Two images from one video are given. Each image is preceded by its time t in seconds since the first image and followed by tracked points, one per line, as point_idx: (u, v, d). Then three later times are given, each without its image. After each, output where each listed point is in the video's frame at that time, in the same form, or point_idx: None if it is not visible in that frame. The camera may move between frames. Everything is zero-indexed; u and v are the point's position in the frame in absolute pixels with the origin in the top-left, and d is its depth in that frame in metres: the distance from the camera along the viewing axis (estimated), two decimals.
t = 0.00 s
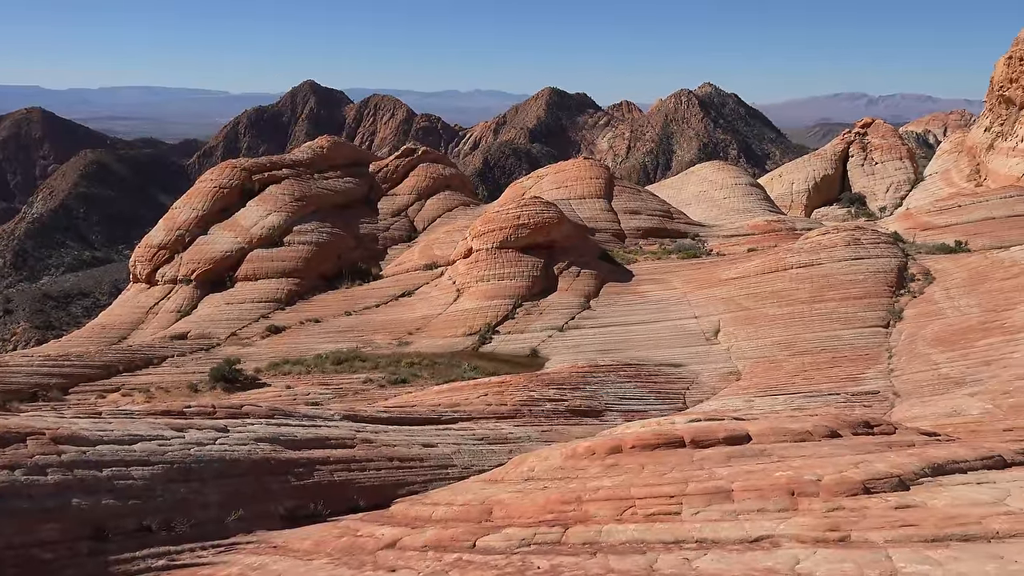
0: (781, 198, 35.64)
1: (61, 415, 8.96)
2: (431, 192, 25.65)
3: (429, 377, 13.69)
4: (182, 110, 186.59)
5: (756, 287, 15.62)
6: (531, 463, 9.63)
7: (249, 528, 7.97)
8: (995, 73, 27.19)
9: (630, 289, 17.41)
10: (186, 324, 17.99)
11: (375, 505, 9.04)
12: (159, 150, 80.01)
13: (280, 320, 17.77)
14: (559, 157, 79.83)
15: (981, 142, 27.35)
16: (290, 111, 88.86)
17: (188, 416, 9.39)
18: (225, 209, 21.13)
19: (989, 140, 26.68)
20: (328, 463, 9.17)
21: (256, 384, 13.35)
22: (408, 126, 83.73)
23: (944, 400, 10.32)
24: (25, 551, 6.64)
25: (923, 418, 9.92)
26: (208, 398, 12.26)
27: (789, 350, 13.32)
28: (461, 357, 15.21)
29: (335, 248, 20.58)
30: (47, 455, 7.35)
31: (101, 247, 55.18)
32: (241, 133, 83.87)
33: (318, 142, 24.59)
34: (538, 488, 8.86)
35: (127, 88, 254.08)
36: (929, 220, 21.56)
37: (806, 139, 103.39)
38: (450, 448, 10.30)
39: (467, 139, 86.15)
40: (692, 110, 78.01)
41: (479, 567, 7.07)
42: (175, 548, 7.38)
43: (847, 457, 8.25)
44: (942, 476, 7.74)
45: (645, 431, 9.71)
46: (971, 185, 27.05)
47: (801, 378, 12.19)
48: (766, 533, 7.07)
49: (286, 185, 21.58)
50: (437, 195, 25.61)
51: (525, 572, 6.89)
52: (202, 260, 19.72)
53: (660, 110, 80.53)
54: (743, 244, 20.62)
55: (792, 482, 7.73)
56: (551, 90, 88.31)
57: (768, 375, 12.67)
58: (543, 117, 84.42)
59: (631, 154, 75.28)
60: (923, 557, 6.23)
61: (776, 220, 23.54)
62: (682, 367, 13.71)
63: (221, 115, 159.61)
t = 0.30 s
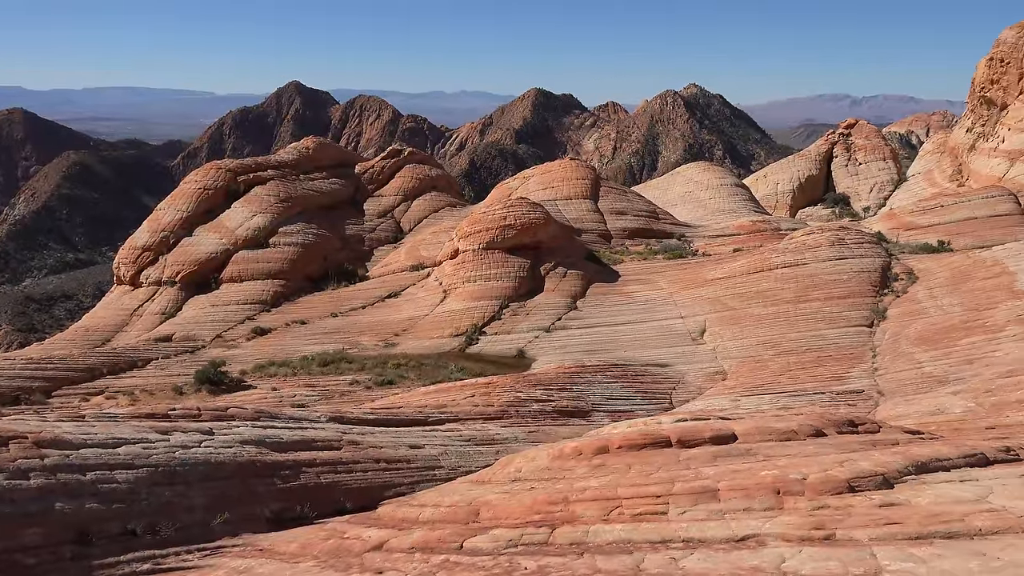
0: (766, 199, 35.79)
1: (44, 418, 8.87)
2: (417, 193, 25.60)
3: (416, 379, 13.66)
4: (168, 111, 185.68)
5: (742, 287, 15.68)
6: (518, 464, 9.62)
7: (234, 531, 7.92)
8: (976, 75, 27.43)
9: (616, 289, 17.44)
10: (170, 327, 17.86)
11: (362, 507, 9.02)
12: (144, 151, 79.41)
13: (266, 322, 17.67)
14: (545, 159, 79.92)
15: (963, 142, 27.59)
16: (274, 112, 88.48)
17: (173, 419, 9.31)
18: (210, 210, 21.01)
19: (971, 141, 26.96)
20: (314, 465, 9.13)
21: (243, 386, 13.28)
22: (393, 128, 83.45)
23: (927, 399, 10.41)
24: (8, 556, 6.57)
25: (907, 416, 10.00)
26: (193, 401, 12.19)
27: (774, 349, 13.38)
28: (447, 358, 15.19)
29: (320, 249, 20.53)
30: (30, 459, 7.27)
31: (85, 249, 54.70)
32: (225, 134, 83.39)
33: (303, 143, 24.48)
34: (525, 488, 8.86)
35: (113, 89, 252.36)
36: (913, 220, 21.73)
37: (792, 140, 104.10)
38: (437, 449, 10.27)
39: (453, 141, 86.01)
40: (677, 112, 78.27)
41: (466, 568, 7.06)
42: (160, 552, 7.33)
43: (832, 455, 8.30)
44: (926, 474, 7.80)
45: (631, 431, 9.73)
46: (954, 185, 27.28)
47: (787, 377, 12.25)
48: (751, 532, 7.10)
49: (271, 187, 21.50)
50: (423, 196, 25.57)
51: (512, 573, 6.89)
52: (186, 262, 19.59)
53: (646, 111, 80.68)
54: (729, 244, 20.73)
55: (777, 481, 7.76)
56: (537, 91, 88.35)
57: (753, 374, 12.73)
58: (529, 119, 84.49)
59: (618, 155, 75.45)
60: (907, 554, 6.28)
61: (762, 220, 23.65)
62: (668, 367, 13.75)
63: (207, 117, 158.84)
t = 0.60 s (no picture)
0: (750, 199, 35.93)
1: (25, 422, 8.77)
2: (403, 194, 25.55)
3: (402, 380, 13.62)
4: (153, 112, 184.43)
5: (726, 286, 15.74)
6: (504, 465, 9.61)
7: (219, 534, 7.87)
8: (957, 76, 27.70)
9: (602, 290, 17.47)
10: (154, 329, 17.73)
11: (348, 509, 8.99)
12: (127, 152, 78.79)
13: (250, 324, 17.58)
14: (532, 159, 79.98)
15: (944, 143, 27.87)
16: (258, 112, 88.07)
17: (157, 422, 9.24)
18: (194, 211, 20.87)
19: (952, 142, 27.23)
20: (300, 467, 9.08)
21: (227, 389, 13.20)
22: (377, 129, 83.09)
23: (910, 397, 10.51)
24: None
25: (890, 415, 10.07)
26: (177, 403, 12.12)
27: (758, 349, 13.45)
28: (433, 359, 15.16)
29: (305, 250, 20.45)
30: (11, 463, 7.18)
31: (66, 250, 54.22)
32: (209, 134, 82.90)
33: (288, 144, 24.38)
34: (511, 489, 8.85)
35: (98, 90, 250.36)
36: (895, 220, 21.92)
37: (776, 141, 104.06)
38: (423, 450, 10.25)
39: (438, 141, 85.73)
40: (662, 112, 78.53)
41: (452, 569, 7.04)
42: (143, 556, 7.26)
43: (816, 454, 8.35)
44: (909, 472, 7.86)
45: (617, 431, 9.74)
46: (936, 185, 27.55)
47: (772, 376, 12.32)
48: (737, 530, 7.13)
49: (255, 188, 21.40)
50: (408, 197, 25.52)
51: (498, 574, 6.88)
52: (170, 264, 19.45)
53: (630, 112, 80.84)
54: (714, 244, 20.82)
55: (762, 479, 7.79)
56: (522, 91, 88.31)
57: (739, 374, 12.79)
58: (514, 119, 84.50)
59: (603, 156, 75.56)
60: (890, 551, 6.33)
61: (746, 220, 23.77)
62: (654, 367, 13.79)
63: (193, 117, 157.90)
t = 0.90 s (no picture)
0: (733, 199, 36.06)
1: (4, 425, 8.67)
2: (388, 194, 25.48)
3: (387, 381, 13.58)
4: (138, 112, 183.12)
5: (711, 286, 15.81)
6: (489, 465, 9.60)
7: (203, 538, 7.82)
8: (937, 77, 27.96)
9: (588, 290, 17.50)
10: (137, 330, 17.58)
11: (333, 511, 8.96)
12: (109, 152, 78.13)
13: (234, 325, 17.47)
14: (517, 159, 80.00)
15: (925, 143, 28.14)
16: (242, 112, 87.57)
17: (140, 424, 9.16)
18: (177, 212, 20.73)
19: (932, 142, 27.51)
20: (285, 469, 9.04)
21: (211, 391, 13.11)
22: (363, 129, 82.98)
23: (892, 395, 10.61)
24: None
25: (873, 413, 10.16)
26: (160, 406, 12.04)
27: (743, 348, 13.51)
28: (418, 360, 15.14)
29: (289, 251, 20.36)
30: None
31: (47, 252, 53.72)
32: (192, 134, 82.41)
33: (271, 144, 24.26)
34: (497, 490, 8.84)
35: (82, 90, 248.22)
36: (876, 220, 22.09)
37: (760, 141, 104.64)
38: (409, 451, 10.22)
39: (423, 141, 85.46)
40: (647, 113, 78.80)
41: (438, 571, 7.03)
42: (126, 560, 7.20)
43: (800, 452, 8.40)
44: (891, 469, 7.92)
45: (602, 430, 9.75)
46: (917, 185, 27.80)
47: (756, 375, 12.39)
48: (721, 529, 7.16)
49: (239, 189, 21.29)
50: (393, 197, 25.45)
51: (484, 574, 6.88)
52: (153, 265, 19.30)
53: (614, 113, 81.03)
54: (698, 244, 20.90)
55: (746, 478, 7.82)
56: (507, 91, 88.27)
57: (723, 373, 12.84)
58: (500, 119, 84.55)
59: (588, 156, 75.68)
60: (873, 548, 6.38)
61: (731, 220, 23.89)
62: (639, 367, 13.83)
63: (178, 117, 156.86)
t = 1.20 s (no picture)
0: (717, 199, 36.20)
1: None
2: (372, 195, 25.40)
3: (372, 382, 13.54)
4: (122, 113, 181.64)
5: (694, 286, 15.88)
6: (475, 466, 9.58)
7: (186, 541, 7.77)
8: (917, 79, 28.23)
9: (573, 290, 17.53)
10: (118, 332, 17.42)
11: (318, 513, 8.92)
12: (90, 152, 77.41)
13: (217, 327, 17.34)
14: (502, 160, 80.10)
15: (906, 143, 28.43)
16: (224, 112, 87.05)
17: (122, 427, 9.07)
18: (159, 213, 20.57)
19: (913, 142, 27.80)
20: (269, 471, 8.99)
21: (194, 393, 13.01)
22: (348, 129, 82.84)
23: (875, 394, 10.71)
24: None
25: (855, 412, 10.25)
26: (142, 408, 11.94)
27: (727, 347, 13.58)
28: (403, 360, 15.10)
29: (273, 252, 20.26)
30: None
31: (26, 253, 53.20)
32: (174, 135, 81.79)
33: (254, 144, 24.14)
34: (482, 490, 8.83)
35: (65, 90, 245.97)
36: (858, 219, 22.27)
37: (744, 142, 105.35)
38: (394, 452, 10.20)
39: (407, 141, 85.25)
40: (631, 113, 79.07)
41: (422, 572, 7.02)
42: (108, 564, 7.14)
43: (783, 450, 8.45)
44: (873, 467, 7.98)
45: (587, 430, 9.76)
46: (898, 185, 28.05)
47: (740, 374, 12.46)
48: (706, 528, 7.19)
49: (221, 190, 21.19)
50: (378, 197, 25.38)
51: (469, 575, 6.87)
52: (135, 266, 19.13)
53: (599, 113, 81.24)
54: (682, 244, 20.97)
55: (730, 477, 7.86)
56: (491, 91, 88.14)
57: (707, 372, 12.90)
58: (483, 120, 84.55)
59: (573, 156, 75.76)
60: (856, 545, 6.42)
61: (715, 219, 24.00)
62: (624, 367, 13.87)
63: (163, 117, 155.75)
